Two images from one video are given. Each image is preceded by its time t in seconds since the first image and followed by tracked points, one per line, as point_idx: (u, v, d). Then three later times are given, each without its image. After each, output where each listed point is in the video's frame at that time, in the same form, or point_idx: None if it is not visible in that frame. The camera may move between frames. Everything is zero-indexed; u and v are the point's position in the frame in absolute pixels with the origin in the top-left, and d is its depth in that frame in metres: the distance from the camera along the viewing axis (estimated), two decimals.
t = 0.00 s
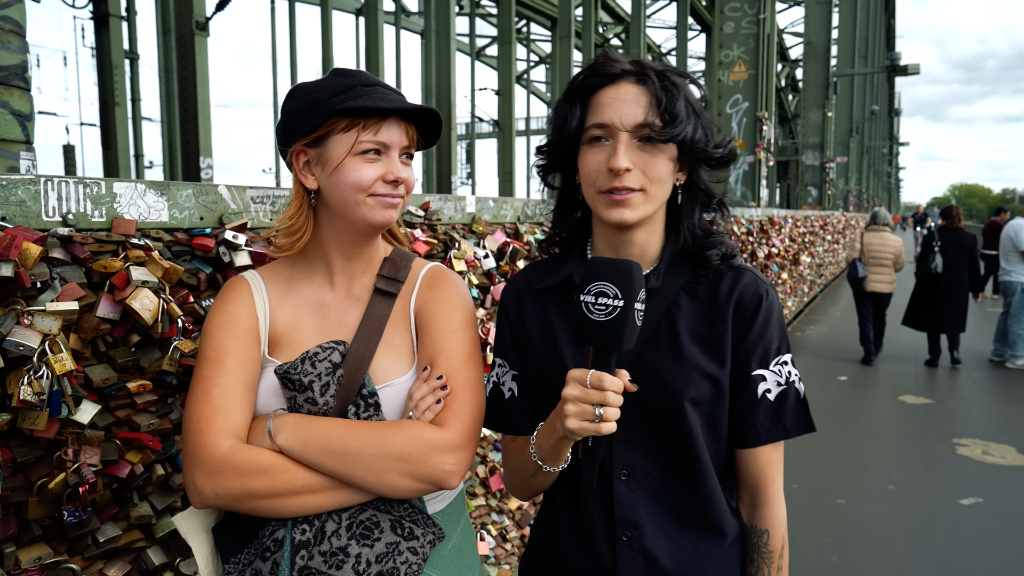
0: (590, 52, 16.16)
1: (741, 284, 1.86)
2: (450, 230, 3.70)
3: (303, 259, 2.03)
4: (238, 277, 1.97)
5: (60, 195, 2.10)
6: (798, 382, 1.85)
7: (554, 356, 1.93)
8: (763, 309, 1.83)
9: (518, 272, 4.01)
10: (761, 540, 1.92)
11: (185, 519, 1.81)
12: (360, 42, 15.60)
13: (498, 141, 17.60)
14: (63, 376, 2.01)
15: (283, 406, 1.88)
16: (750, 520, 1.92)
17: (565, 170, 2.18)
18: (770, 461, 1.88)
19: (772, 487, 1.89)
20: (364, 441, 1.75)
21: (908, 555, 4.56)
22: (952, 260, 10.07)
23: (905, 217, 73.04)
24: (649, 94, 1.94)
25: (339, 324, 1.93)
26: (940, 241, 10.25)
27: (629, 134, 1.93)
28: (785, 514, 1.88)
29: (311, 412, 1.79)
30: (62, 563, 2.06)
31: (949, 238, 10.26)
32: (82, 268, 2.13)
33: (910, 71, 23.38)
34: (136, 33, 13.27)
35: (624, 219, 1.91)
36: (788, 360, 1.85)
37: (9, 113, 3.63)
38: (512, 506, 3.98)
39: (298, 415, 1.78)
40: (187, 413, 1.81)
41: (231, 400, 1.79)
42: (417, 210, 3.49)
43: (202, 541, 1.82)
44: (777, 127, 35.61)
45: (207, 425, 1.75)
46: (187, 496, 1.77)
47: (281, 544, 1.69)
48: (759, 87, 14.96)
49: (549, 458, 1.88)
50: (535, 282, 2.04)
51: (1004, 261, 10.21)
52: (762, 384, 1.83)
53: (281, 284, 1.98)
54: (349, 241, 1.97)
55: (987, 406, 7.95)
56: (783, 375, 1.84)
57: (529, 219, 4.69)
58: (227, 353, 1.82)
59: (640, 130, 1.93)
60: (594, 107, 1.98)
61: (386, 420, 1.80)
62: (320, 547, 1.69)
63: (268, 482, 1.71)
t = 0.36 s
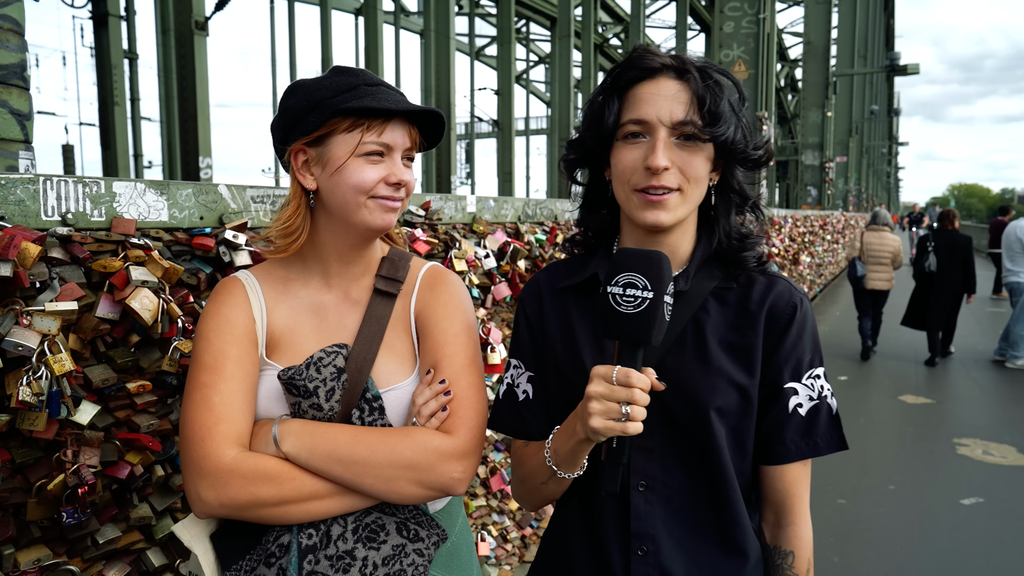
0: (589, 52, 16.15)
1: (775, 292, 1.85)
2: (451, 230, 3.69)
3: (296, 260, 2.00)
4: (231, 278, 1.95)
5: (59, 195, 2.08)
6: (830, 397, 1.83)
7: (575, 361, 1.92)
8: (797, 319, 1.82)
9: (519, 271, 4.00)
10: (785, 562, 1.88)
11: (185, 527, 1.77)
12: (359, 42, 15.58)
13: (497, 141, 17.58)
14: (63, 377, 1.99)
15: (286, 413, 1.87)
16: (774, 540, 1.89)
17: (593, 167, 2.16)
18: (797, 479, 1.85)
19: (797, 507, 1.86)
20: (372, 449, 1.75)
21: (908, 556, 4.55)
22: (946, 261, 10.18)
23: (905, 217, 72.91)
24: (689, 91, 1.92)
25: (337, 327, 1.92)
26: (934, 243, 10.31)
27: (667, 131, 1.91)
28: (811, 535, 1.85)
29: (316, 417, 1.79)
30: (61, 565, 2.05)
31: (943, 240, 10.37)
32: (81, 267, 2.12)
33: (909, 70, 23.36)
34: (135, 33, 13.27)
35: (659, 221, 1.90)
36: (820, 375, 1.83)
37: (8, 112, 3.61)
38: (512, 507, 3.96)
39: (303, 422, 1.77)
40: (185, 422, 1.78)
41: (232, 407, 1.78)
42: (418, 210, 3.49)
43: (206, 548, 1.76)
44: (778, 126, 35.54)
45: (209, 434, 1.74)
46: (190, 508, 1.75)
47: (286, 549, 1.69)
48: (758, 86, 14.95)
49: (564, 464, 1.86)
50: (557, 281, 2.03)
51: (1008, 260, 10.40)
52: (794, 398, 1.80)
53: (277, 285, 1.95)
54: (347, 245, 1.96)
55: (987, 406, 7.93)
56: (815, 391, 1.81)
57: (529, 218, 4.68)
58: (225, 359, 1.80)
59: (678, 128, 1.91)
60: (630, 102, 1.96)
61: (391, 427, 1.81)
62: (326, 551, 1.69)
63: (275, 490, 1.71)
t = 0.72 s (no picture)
0: (589, 52, 16.15)
1: (789, 298, 1.79)
2: (451, 229, 3.68)
3: (295, 259, 2.00)
4: (228, 277, 1.94)
5: (59, 194, 2.08)
6: (859, 407, 1.77)
7: (584, 368, 1.92)
8: (813, 325, 1.76)
9: (519, 271, 3.99)
10: None
11: (180, 529, 1.75)
12: (359, 42, 15.58)
13: (497, 141, 17.59)
14: (63, 377, 1.98)
15: (283, 415, 1.86)
16: (818, 563, 1.84)
17: (603, 175, 2.16)
18: (835, 493, 1.80)
19: (841, 525, 1.81)
20: (367, 453, 1.74)
21: (907, 556, 4.54)
22: (941, 255, 10.60)
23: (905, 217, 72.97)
24: (688, 88, 1.90)
25: (334, 329, 1.91)
26: (931, 238, 10.77)
27: (667, 127, 1.90)
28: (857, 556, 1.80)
29: (312, 418, 1.79)
30: (61, 566, 2.04)
31: (941, 237, 10.79)
32: (82, 267, 2.11)
33: (909, 70, 23.36)
34: (134, 33, 13.29)
35: (664, 218, 1.88)
36: (846, 385, 1.76)
37: (8, 112, 3.61)
38: (513, 507, 3.94)
39: (299, 424, 1.77)
40: (181, 422, 1.78)
41: (228, 408, 1.77)
42: (419, 209, 3.48)
43: (201, 551, 1.74)
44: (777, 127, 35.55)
45: (204, 435, 1.73)
46: (185, 509, 1.75)
47: (281, 551, 1.68)
48: (758, 86, 14.96)
49: (571, 472, 1.86)
50: (571, 287, 2.04)
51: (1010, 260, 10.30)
52: (820, 410, 1.75)
53: (274, 286, 1.95)
54: (344, 248, 1.95)
55: (986, 406, 7.94)
56: (842, 401, 1.76)
57: (530, 218, 4.67)
58: (221, 358, 1.79)
59: (678, 124, 1.89)
60: (629, 103, 1.95)
61: (387, 430, 1.80)
62: (322, 554, 1.68)
63: (269, 493, 1.70)
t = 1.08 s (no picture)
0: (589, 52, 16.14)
1: (747, 273, 1.84)
2: (452, 229, 3.68)
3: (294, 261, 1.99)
4: (227, 280, 1.93)
5: (60, 194, 2.07)
6: (839, 361, 1.77)
7: (559, 357, 1.95)
8: (773, 295, 1.79)
9: (520, 271, 3.98)
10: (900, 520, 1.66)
11: (179, 536, 1.78)
12: (359, 42, 15.57)
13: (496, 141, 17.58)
14: (63, 378, 1.97)
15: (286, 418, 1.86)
16: (871, 503, 1.70)
17: (562, 181, 2.23)
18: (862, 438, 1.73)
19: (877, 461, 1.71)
20: (374, 453, 1.74)
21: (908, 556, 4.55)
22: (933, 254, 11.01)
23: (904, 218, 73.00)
24: (636, 88, 1.97)
25: (336, 329, 1.91)
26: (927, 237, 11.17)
27: (618, 127, 1.97)
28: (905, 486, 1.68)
29: (316, 420, 1.78)
30: (61, 567, 2.03)
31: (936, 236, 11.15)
32: (82, 267, 2.10)
33: (909, 70, 23.37)
34: (134, 33, 13.28)
35: (620, 210, 1.94)
36: (821, 342, 1.77)
37: (8, 111, 3.59)
38: (513, 508, 3.93)
39: (303, 426, 1.76)
40: (182, 427, 1.77)
41: (231, 412, 1.76)
42: (419, 210, 3.46)
43: (200, 557, 1.79)
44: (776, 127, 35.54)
45: (207, 440, 1.72)
46: (188, 516, 1.74)
47: (288, 556, 1.68)
48: (758, 86, 14.96)
49: (552, 466, 1.87)
50: (542, 287, 2.06)
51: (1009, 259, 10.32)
52: (807, 367, 1.74)
53: (273, 288, 1.94)
54: (345, 249, 1.94)
55: (986, 406, 7.93)
56: (824, 357, 1.75)
57: (531, 218, 4.66)
58: (222, 363, 1.79)
59: (628, 123, 1.97)
60: (583, 106, 2.03)
61: (393, 430, 1.79)
62: (329, 557, 1.69)
63: (276, 497, 1.70)
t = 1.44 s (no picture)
0: (589, 52, 16.13)
1: (720, 268, 1.90)
2: (453, 228, 3.66)
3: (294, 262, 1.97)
4: (227, 281, 1.91)
5: (59, 192, 2.06)
6: (771, 361, 1.89)
7: (546, 353, 1.99)
8: (741, 290, 1.87)
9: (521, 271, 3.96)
10: (744, 522, 1.92)
11: (185, 541, 1.76)
12: (358, 41, 15.55)
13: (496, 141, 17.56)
14: (63, 377, 1.96)
15: (291, 418, 1.84)
16: (732, 502, 1.94)
17: (538, 178, 2.27)
18: (748, 441, 1.91)
19: (751, 466, 1.91)
20: (381, 451, 1.73)
21: (908, 555, 4.54)
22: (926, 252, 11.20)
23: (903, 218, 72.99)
24: (612, 93, 2.00)
25: (338, 328, 1.89)
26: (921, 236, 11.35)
27: (595, 132, 2.00)
28: (764, 493, 1.91)
29: (321, 419, 1.76)
30: (61, 567, 2.02)
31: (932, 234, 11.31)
32: (82, 266, 2.09)
33: (909, 70, 23.36)
34: (133, 33, 13.27)
35: (601, 214, 1.98)
36: (762, 342, 1.88)
37: (7, 110, 3.60)
38: (514, 508, 3.93)
39: (308, 426, 1.74)
40: (184, 430, 1.75)
41: (235, 414, 1.75)
42: (420, 209, 3.47)
43: (209, 561, 1.77)
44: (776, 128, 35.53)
45: (210, 442, 1.71)
46: (193, 519, 1.73)
47: (294, 557, 1.67)
48: (758, 85, 14.96)
49: (540, 459, 1.94)
50: (525, 286, 2.11)
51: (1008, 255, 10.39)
52: (738, 365, 1.86)
53: (273, 287, 1.92)
54: (348, 248, 1.93)
55: (987, 406, 7.92)
56: (757, 356, 1.87)
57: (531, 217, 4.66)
58: (224, 363, 1.77)
59: (605, 128, 2.00)
60: (561, 110, 2.04)
61: (398, 427, 1.78)
62: (336, 558, 1.68)
63: (282, 497, 1.69)
